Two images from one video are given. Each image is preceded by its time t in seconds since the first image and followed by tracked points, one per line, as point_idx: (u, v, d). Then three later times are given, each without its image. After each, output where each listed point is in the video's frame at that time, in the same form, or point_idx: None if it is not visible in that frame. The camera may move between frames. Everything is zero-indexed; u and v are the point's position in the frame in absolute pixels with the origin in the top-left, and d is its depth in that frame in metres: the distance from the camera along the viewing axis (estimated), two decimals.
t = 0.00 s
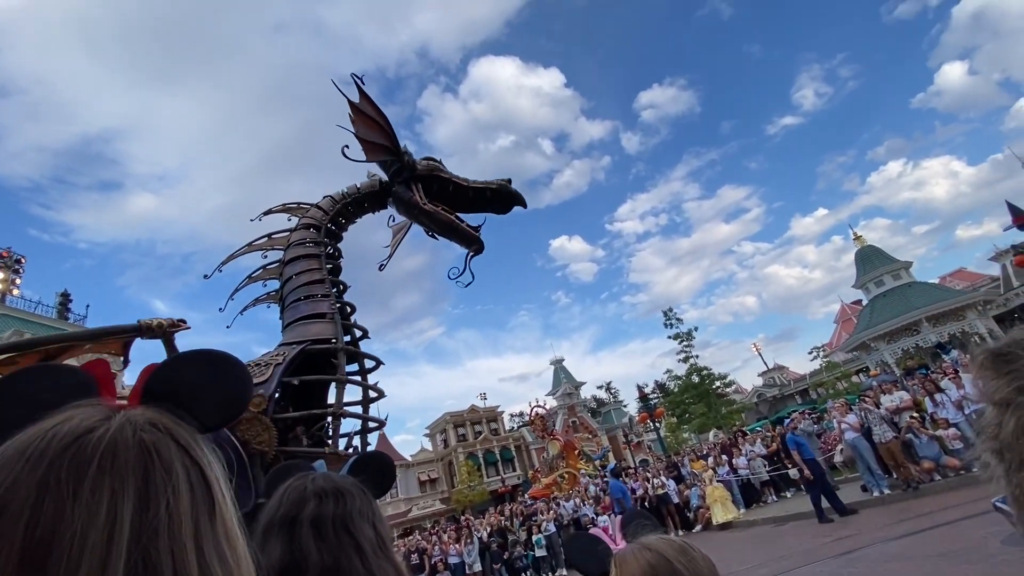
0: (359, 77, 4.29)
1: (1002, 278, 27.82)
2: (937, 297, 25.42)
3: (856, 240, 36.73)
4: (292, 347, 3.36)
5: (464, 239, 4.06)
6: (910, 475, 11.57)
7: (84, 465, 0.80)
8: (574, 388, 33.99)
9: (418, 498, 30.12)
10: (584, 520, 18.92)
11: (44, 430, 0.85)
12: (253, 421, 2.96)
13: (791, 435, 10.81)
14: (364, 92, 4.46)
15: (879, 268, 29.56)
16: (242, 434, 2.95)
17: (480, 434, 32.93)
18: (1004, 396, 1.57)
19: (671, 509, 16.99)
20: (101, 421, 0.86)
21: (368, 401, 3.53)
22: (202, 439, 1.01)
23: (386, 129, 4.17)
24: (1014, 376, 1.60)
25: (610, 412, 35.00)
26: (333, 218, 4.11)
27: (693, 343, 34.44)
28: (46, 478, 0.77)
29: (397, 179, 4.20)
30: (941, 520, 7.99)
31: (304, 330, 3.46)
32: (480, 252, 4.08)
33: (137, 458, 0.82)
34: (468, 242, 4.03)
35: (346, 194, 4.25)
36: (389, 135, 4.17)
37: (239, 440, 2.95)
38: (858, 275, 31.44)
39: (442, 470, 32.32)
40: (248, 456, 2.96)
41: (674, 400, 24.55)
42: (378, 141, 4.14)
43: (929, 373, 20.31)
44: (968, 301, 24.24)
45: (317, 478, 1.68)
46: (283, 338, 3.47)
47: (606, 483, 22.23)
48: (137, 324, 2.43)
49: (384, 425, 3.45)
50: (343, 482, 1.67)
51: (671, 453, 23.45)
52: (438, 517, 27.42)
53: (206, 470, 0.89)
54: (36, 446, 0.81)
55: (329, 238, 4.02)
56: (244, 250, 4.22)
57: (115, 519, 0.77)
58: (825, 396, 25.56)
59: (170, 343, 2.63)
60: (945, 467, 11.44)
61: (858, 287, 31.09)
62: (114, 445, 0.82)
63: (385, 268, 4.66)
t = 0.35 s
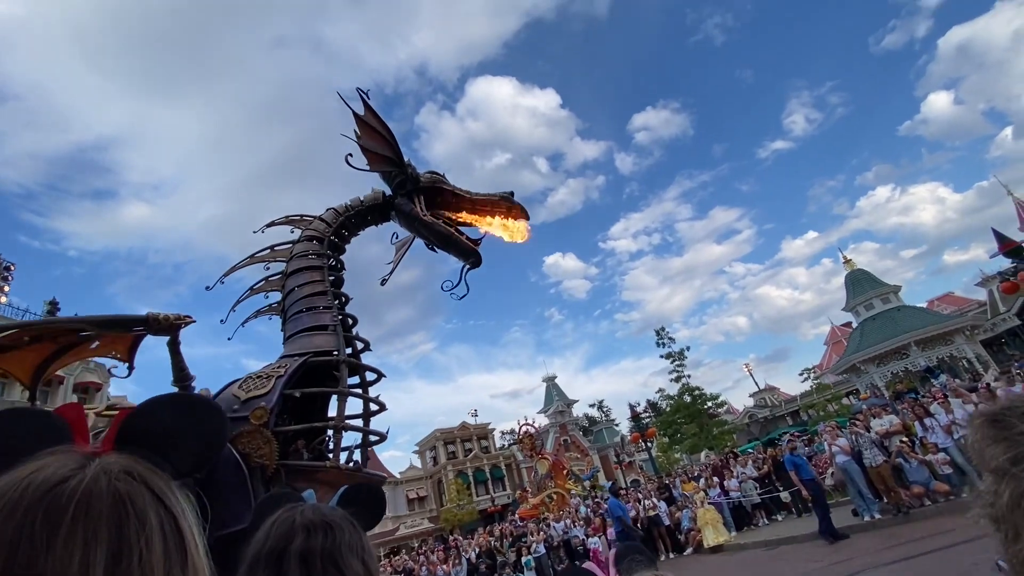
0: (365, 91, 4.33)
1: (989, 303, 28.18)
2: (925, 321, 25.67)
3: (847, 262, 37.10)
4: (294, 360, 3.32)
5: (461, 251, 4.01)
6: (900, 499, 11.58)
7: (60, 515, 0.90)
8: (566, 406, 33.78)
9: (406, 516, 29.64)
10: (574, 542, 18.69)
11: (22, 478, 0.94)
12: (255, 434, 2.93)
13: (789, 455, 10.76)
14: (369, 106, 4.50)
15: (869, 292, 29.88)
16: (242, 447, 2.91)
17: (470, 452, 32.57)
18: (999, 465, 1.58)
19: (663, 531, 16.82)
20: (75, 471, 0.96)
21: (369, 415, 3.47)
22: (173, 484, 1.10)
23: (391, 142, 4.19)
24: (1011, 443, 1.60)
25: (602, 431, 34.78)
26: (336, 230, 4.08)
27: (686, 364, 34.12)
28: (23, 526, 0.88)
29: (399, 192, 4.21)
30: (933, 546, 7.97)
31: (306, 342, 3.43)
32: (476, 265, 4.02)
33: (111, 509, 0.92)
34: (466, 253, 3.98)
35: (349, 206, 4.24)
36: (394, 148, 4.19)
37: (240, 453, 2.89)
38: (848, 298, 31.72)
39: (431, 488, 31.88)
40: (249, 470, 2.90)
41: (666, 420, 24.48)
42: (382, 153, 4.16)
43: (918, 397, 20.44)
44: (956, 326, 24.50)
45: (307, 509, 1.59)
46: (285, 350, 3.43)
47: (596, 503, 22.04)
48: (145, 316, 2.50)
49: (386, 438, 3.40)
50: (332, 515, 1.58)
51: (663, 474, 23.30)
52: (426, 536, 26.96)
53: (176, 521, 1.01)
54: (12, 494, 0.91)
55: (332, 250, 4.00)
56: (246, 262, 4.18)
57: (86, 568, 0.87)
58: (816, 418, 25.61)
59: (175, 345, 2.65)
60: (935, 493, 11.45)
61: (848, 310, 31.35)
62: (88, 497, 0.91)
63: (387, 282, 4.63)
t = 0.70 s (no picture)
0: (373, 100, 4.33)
1: (978, 325, 28.52)
2: (916, 343, 25.90)
3: (838, 282, 37.49)
4: (298, 369, 3.28)
5: (462, 259, 3.96)
6: (892, 522, 11.58)
7: (74, 562, 0.88)
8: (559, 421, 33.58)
9: (394, 531, 29.19)
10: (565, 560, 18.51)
11: (25, 531, 0.90)
12: (257, 446, 2.88)
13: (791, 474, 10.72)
14: (377, 115, 4.51)
15: (860, 312, 30.16)
16: (245, 458, 2.85)
17: (461, 466, 32.24)
18: (1004, 543, 1.64)
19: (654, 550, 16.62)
20: (83, 520, 0.93)
21: (372, 426, 3.42)
22: (169, 532, 1.08)
23: (398, 151, 4.19)
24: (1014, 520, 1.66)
25: (594, 447, 34.55)
26: (342, 240, 4.05)
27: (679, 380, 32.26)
28: None
29: (404, 202, 4.19)
30: (927, 569, 7.94)
31: (310, 352, 3.38)
32: (479, 274, 3.98)
33: (121, 556, 0.92)
34: (471, 262, 3.93)
35: (355, 216, 4.22)
36: (401, 157, 4.19)
37: (242, 464, 2.84)
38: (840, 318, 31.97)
39: (420, 502, 31.47)
40: (251, 481, 2.84)
41: (659, 437, 24.40)
42: (389, 163, 4.16)
43: (909, 418, 20.54)
44: (946, 348, 24.74)
45: (304, 544, 1.51)
46: (288, 360, 3.38)
47: (587, 521, 21.87)
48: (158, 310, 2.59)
49: (389, 449, 3.33)
50: (327, 550, 1.50)
51: (655, 491, 23.17)
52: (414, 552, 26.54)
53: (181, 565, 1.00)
54: (14, 547, 0.88)
55: (337, 260, 3.97)
56: (250, 271, 4.13)
57: None
58: (808, 437, 25.64)
59: (183, 345, 2.65)
60: (926, 515, 11.47)
61: (839, 330, 31.59)
62: (100, 544, 0.90)
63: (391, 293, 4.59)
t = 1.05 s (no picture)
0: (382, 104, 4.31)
1: (970, 342, 28.72)
2: (908, 359, 26.05)
3: (832, 297, 37.68)
4: (303, 374, 3.23)
5: (469, 263, 3.93)
6: (885, 538, 11.56)
7: None
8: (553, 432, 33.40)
9: (384, 541, 28.87)
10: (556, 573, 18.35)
11: None
12: (261, 451, 2.87)
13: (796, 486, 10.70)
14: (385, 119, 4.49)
15: (853, 327, 30.35)
16: (248, 463, 2.85)
17: (453, 476, 31.99)
18: None
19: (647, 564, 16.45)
20: None
21: (376, 431, 3.36)
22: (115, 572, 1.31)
23: (406, 155, 4.16)
24: None
25: (587, 458, 34.37)
26: (348, 244, 4.01)
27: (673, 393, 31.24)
28: None
29: (412, 206, 4.15)
30: None
31: (316, 357, 3.33)
32: (486, 277, 3.95)
33: None
34: (478, 266, 3.90)
35: (361, 221, 4.18)
36: (409, 161, 4.16)
37: (245, 469, 2.84)
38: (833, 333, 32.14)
39: (411, 512, 31.15)
40: (255, 486, 2.83)
41: (652, 449, 24.32)
42: (398, 167, 4.13)
43: (901, 434, 20.59)
44: (937, 364, 24.89)
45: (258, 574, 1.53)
46: (293, 364, 3.33)
47: (579, 533, 21.69)
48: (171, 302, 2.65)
49: (393, 456, 3.29)
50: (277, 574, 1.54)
51: (648, 504, 23.04)
52: (404, 563, 26.23)
53: None
54: None
55: (343, 264, 3.92)
56: (256, 276, 4.04)
57: None
58: (801, 451, 25.67)
59: (192, 345, 2.71)
60: (919, 532, 11.39)
61: (833, 344, 31.74)
62: None
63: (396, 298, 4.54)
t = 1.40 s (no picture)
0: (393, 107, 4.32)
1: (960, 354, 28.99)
2: (900, 370, 26.25)
3: (825, 308, 38.01)
4: (311, 374, 3.21)
5: (476, 264, 3.91)
6: (875, 549, 11.59)
7: None
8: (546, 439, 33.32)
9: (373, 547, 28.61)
10: None
11: None
12: (267, 451, 2.85)
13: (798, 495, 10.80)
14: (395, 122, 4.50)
15: (846, 338, 30.58)
16: (255, 463, 2.83)
17: (445, 482, 31.81)
18: None
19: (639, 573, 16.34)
20: None
21: (383, 433, 3.33)
22: None
23: (415, 158, 4.18)
24: None
25: (580, 466, 34.28)
26: (356, 246, 4.00)
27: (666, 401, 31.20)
28: None
29: (420, 208, 4.13)
30: None
31: (324, 357, 3.31)
32: (493, 277, 3.93)
33: None
34: (487, 267, 3.87)
35: (369, 223, 4.17)
36: (418, 164, 4.17)
37: (252, 469, 2.82)
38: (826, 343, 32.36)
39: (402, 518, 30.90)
40: (261, 487, 2.82)
41: (645, 457, 24.31)
42: (407, 169, 4.14)
43: (893, 445, 20.71)
44: (928, 376, 25.09)
45: None
46: (301, 365, 3.30)
47: (572, 541, 21.58)
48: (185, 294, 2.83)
49: (400, 458, 3.26)
50: None
51: (641, 513, 22.97)
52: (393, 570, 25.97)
53: None
54: None
55: (351, 266, 3.90)
56: (264, 276, 4.01)
57: None
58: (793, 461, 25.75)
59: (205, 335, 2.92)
60: (909, 543, 11.43)
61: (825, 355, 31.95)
62: None
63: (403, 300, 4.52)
